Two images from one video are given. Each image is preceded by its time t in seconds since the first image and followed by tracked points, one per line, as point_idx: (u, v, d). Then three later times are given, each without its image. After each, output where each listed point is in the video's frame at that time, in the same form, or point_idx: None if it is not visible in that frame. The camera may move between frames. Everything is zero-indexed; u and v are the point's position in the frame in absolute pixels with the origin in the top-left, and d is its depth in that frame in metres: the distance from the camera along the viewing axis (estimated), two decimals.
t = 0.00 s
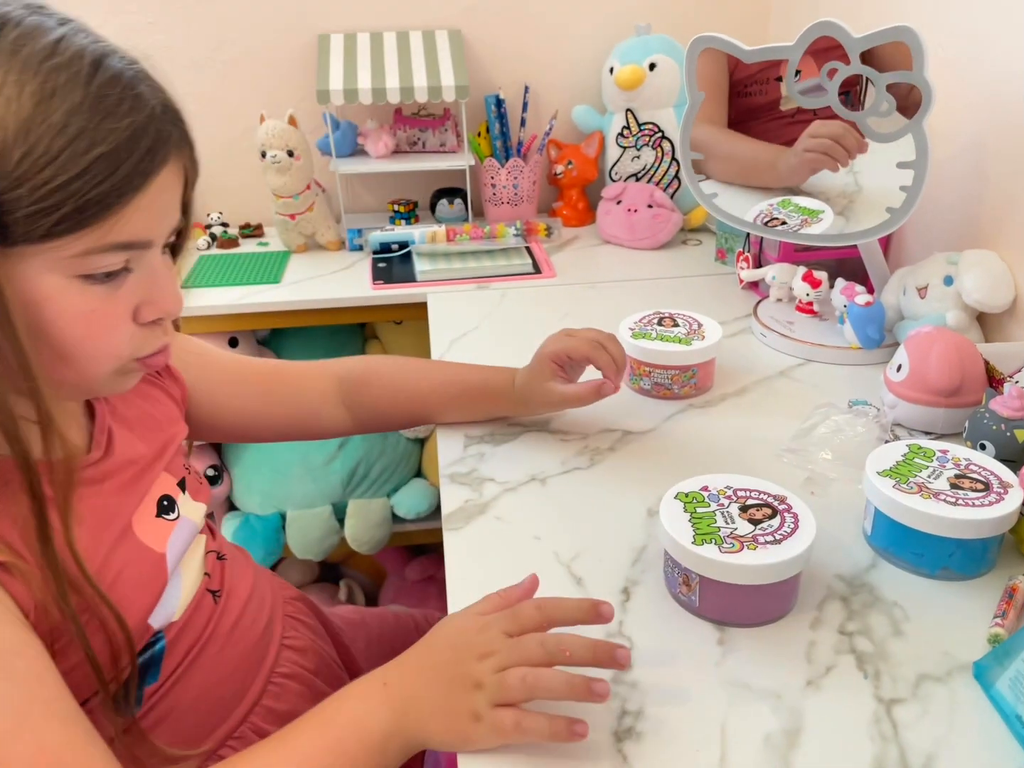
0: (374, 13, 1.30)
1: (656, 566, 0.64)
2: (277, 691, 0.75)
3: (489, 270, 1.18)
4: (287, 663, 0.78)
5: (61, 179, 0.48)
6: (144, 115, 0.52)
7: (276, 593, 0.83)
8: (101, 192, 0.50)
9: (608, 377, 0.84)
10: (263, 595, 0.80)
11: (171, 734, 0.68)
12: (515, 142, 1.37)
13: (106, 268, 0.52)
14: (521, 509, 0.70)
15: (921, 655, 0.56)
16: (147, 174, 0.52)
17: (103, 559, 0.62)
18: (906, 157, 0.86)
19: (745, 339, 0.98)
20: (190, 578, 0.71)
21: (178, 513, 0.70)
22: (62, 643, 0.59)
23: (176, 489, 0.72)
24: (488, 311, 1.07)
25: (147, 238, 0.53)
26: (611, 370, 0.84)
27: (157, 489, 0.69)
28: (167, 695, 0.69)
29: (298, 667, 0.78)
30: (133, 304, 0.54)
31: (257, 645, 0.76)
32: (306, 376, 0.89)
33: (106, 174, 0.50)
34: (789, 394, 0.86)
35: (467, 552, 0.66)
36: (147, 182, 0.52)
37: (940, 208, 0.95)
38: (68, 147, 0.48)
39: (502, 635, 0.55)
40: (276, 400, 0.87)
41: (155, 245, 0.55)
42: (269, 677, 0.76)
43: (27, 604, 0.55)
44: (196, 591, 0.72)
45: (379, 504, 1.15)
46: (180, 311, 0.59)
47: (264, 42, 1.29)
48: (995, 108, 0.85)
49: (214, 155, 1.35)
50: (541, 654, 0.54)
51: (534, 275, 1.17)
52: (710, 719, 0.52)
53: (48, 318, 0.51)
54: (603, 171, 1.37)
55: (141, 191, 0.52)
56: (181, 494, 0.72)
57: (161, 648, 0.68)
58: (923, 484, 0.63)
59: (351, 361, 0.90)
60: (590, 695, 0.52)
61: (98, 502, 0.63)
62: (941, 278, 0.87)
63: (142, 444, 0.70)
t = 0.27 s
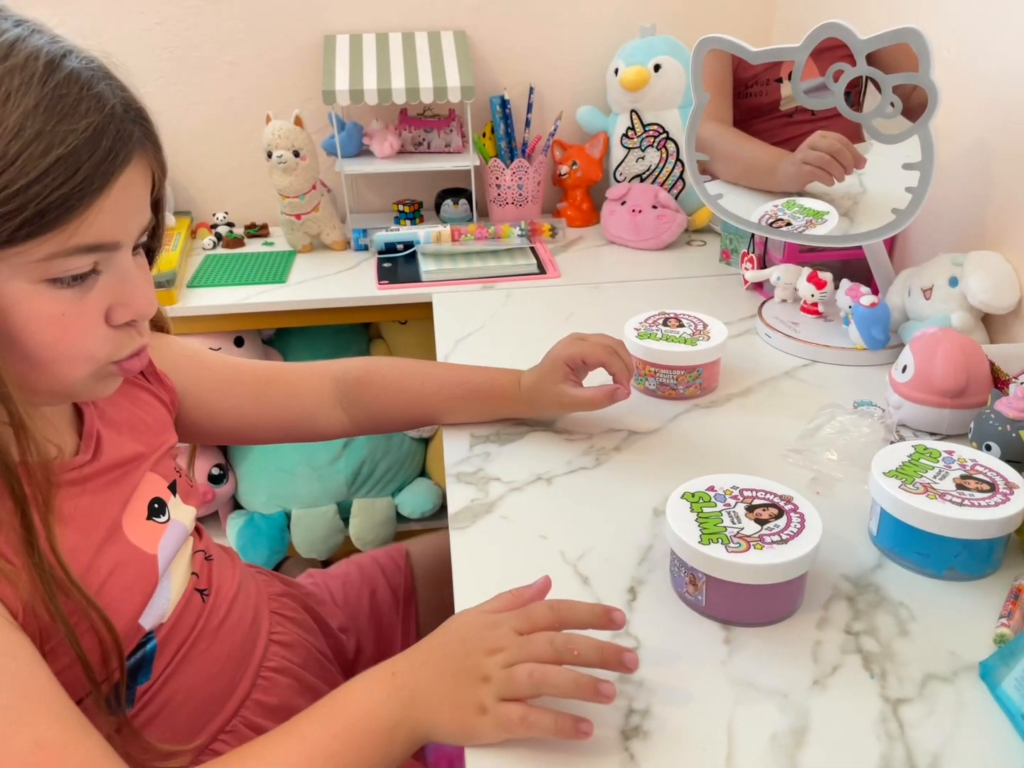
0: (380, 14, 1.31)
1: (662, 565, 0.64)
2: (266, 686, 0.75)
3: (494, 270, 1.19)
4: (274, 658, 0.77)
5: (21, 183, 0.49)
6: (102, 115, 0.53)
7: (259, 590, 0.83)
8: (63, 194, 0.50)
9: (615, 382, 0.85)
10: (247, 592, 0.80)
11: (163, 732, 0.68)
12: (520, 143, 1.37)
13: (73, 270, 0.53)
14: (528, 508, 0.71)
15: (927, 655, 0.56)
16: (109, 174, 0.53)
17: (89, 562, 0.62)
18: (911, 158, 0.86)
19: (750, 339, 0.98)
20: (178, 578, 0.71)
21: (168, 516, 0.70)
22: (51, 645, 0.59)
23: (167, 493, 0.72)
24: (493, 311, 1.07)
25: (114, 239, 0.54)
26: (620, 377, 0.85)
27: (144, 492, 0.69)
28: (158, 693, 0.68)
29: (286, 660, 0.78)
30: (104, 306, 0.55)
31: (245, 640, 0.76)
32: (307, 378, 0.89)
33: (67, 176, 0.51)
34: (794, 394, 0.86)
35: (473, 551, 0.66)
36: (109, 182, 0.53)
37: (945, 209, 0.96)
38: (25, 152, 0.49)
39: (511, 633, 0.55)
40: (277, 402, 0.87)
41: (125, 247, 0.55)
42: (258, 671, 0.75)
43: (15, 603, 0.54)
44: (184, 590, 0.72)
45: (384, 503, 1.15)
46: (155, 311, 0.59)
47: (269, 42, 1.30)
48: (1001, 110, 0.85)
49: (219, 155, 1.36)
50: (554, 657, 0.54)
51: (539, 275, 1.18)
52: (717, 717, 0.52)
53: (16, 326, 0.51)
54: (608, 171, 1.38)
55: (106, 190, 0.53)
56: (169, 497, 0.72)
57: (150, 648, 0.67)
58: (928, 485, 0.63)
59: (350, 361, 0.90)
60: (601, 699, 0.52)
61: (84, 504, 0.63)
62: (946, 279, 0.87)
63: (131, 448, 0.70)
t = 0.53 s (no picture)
0: (384, 14, 1.31)
1: (668, 564, 0.64)
2: (274, 684, 0.75)
3: (498, 270, 1.19)
4: (282, 657, 0.78)
5: (48, 175, 0.49)
6: (125, 106, 0.53)
7: (268, 590, 0.83)
8: (88, 186, 0.50)
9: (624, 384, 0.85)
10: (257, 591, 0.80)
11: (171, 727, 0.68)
12: (523, 143, 1.37)
13: (98, 261, 0.52)
14: (533, 507, 0.71)
15: (933, 654, 0.56)
16: (131, 166, 0.53)
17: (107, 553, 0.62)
18: (917, 159, 0.86)
19: (754, 340, 0.98)
20: (190, 573, 0.71)
21: (179, 511, 0.71)
22: (69, 635, 0.59)
23: (180, 489, 0.72)
24: (498, 311, 1.08)
25: (136, 231, 0.54)
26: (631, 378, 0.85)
27: (159, 487, 0.70)
28: (168, 687, 0.68)
29: (294, 660, 0.78)
30: (128, 297, 0.55)
31: (254, 638, 0.76)
32: (318, 378, 0.89)
33: (93, 168, 0.51)
34: (798, 395, 0.86)
35: (479, 550, 0.66)
36: (132, 175, 0.53)
37: (950, 210, 0.96)
38: (52, 143, 0.49)
39: (516, 632, 0.55)
40: (289, 402, 0.87)
41: (147, 239, 0.55)
42: (266, 670, 0.76)
43: (35, 594, 0.54)
44: (196, 586, 0.72)
45: (387, 503, 1.15)
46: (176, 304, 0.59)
47: (273, 42, 1.30)
48: (1006, 111, 0.85)
49: (223, 155, 1.36)
50: (560, 657, 0.54)
51: (542, 275, 1.18)
52: (723, 716, 0.52)
53: (42, 316, 0.51)
54: (611, 172, 1.38)
55: (130, 182, 0.53)
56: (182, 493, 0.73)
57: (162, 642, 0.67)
58: (933, 485, 0.63)
59: (360, 361, 0.91)
60: (604, 696, 0.52)
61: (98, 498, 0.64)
62: (950, 280, 0.87)
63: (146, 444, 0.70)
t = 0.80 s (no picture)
0: (387, 16, 1.31)
1: (670, 563, 0.65)
2: (290, 691, 0.76)
3: (500, 271, 1.19)
4: (298, 664, 0.78)
5: (116, 167, 0.49)
6: (190, 101, 0.53)
7: (287, 595, 0.84)
8: (154, 179, 0.50)
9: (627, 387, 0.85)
10: (278, 595, 0.81)
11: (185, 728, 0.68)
12: (525, 145, 1.38)
13: (158, 254, 0.53)
14: (536, 507, 0.71)
15: (933, 654, 0.57)
16: (195, 161, 0.53)
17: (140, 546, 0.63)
18: (918, 162, 0.87)
19: (755, 341, 0.98)
20: (215, 572, 0.72)
21: (203, 510, 0.71)
22: (98, 629, 0.59)
23: (203, 485, 0.72)
24: (500, 312, 1.08)
25: (194, 226, 0.54)
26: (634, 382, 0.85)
27: (186, 483, 0.71)
28: (187, 686, 0.69)
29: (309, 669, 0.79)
30: (182, 290, 0.55)
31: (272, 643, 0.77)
32: (329, 373, 0.90)
33: (159, 162, 0.50)
34: (799, 396, 0.87)
35: (482, 550, 0.66)
36: (194, 170, 0.53)
37: (950, 212, 0.96)
38: (121, 135, 0.49)
39: (520, 631, 0.56)
40: (297, 400, 0.88)
41: (202, 233, 0.56)
42: (282, 675, 0.76)
43: (69, 590, 0.54)
44: (220, 585, 0.73)
45: (389, 503, 1.16)
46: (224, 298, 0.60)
47: (276, 44, 1.30)
48: (1006, 114, 0.86)
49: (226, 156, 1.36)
50: (566, 658, 0.55)
51: (544, 276, 1.18)
52: (725, 715, 0.52)
53: (101, 307, 0.51)
54: (613, 174, 1.38)
55: (193, 177, 0.53)
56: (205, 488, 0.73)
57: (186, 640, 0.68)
58: (934, 485, 0.64)
59: (371, 356, 0.91)
60: (608, 699, 0.52)
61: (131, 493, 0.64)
62: (950, 282, 0.87)
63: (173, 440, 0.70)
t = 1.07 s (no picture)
0: (388, 18, 1.32)
1: (670, 563, 0.65)
2: (324, 692, 0.76)
3: (500, 272, 1.19)
4: (332, 666, 0.79)
5: (186, 128, 0.48)
6: (252, 67, 0.53)
7: (326, 595, 0.84)
8: (220, 143, 0.50)
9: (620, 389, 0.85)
10: (316, 594, 0.81)
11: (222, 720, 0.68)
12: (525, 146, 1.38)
13: (218, 222, 0.52)
14: (538, 506, 0.71)
15: (933, 653, 0.57)
16: (256, 127, 0.53)
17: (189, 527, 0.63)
18: (917, 164, 0.87)
19: (754, 342, 0.99)
20: (257, 561, 0.73)
21: (248, 492, 0.71)
22: (146, 615, 0.60)
23: (249, 468, 0.73)
24: (500, 312, 1.08)
25: (255, 193, 0.54)
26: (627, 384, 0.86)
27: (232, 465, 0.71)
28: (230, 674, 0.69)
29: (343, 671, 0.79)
30: (239, 262, 0.55)
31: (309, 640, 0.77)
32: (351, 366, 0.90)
33: (225, 126, 0.50)
34: (799, 397, 0.87)
35: (484, 549, 0.67)
36: (256, 136, 0.53)
37: (949, 214, 0.96)
38: (190, 96, 0.49)
39: (522, 631, 0.56)
40: (318, 400, 0.88)
41: (259, 201, 0.55)
42: (319, 674, 0.77)
43: (118, 578, 0.54)
44: (263, 577, 0.73)
45: (389, 504, 1.16)
46: (279, 274, 0.60)
47: (277, 45, 1.31)
48: (1005, 117, 0.86)
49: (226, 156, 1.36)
50: (574, 660, 0.55)
51: (545, 277, 1.18)
52: (726, 714, 0.52)
53: (165, 283, 0.51)
54: (613, 175, 1.39)
55: (255, 142, 0.53)
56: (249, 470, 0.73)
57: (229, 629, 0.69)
58: (934, 485, 0.64)
59: (391, 354, 0.92)
60: (614, 702, 0.52)
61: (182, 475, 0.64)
62: (949, 284, 0.88)
63: (215, 421, 0.70)
